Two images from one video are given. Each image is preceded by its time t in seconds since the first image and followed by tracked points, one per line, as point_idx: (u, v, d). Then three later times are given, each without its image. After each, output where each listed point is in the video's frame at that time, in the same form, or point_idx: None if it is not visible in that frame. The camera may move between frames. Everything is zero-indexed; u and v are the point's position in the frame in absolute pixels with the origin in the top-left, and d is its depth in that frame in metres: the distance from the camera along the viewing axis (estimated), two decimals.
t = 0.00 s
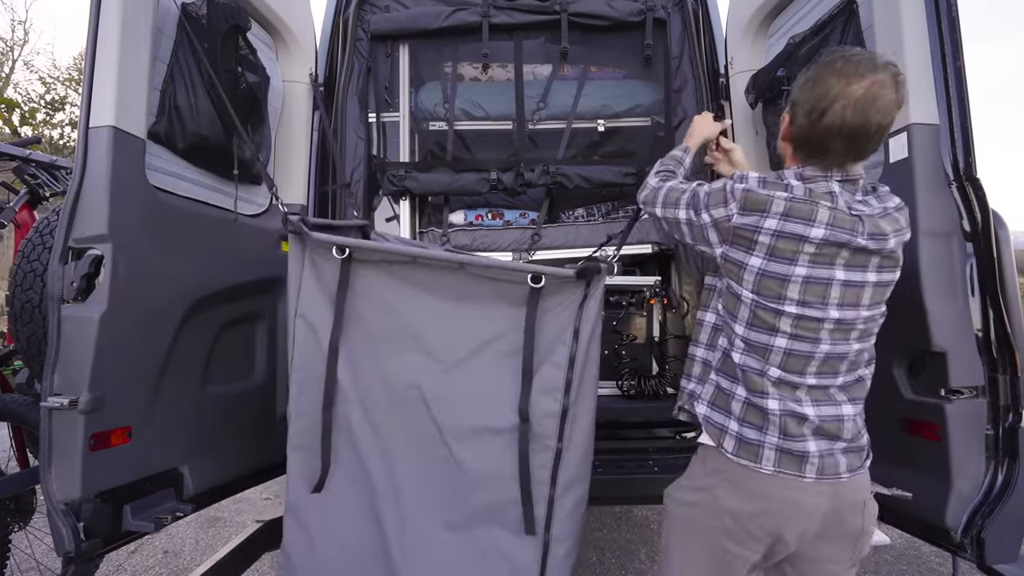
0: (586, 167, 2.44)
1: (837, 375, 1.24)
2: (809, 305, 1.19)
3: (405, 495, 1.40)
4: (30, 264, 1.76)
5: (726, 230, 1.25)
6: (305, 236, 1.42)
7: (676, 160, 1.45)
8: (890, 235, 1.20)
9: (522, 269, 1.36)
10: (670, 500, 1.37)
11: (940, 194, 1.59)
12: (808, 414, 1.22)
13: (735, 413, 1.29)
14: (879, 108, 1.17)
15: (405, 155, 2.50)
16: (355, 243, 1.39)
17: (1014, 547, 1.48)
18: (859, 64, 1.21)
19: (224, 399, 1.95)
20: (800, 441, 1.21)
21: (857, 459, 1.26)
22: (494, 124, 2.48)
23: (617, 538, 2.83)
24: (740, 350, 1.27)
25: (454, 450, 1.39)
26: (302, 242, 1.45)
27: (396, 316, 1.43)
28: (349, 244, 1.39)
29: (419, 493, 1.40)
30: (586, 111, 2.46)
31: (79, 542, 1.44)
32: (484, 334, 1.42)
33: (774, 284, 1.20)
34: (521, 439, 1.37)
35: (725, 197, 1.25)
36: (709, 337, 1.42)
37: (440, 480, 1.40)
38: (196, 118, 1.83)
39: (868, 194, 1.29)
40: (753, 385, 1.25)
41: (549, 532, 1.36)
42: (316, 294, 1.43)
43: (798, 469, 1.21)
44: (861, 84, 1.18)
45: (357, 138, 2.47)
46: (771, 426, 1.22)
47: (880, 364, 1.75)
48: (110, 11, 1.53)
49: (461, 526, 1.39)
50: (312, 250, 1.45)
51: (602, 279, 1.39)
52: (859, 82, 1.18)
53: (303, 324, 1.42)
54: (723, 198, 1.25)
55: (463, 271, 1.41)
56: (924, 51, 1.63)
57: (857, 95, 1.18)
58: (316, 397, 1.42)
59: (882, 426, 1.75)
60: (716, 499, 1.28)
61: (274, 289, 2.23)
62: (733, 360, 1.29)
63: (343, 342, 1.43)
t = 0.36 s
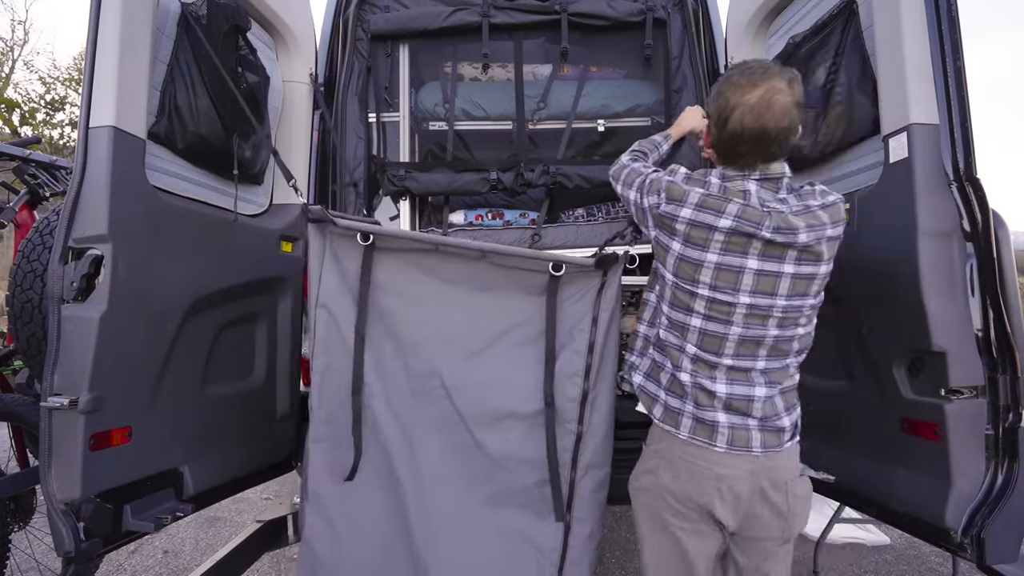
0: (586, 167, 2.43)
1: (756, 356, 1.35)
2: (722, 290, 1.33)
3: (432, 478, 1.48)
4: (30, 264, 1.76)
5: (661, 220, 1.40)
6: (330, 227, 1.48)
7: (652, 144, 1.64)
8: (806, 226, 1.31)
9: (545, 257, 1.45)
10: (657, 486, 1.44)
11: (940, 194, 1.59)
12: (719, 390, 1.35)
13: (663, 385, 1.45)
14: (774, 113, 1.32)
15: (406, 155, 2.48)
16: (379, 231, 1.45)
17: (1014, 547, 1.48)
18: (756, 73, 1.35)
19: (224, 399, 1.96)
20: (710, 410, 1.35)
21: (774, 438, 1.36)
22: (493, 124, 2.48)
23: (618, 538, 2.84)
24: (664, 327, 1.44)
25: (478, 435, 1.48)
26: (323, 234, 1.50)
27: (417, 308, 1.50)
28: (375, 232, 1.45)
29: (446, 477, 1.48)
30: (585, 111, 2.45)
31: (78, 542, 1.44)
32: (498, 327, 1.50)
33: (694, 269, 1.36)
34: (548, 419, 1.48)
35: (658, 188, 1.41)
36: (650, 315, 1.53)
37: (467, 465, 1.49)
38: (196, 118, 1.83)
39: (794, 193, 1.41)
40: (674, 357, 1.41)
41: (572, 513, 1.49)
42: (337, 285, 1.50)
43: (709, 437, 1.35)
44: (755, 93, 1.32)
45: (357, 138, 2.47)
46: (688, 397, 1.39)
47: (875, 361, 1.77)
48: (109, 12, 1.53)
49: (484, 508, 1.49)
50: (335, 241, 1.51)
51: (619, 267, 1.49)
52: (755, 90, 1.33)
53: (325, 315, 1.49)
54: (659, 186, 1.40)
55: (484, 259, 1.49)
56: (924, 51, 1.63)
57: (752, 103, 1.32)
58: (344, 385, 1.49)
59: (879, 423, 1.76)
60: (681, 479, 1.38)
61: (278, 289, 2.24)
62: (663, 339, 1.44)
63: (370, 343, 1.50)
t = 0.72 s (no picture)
0: (586, 167, 2.43)
1: (724, 341, 1.46)
2: (692, 280, 1.44)
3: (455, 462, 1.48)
4: (30, 264, 1.76)
5: (641, 215, 1.49)
6: (338, 224, 1.46)
7: (647, 140, 1.67)
8: (769, 228, 1.42)
9: (551, 233, 1.45)
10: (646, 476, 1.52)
11: (940, 194, 1.59)
12: (690, 367, 1.46)
13: (637, 366, 1.56)
14: (745, 128, 1.41)
15: (406, 155, 2.49)
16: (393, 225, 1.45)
17: (1013, 547, 1.48)
18: (728, 89, 1.44)
19: (224, 398, 1.96)
20: (682, 388, 1.46)
21: (740, 416, 1.46)
22: (493, 124, 2.47)
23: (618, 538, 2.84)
24: (642, 313, 1.54)
25: (499, 416, 1.48)
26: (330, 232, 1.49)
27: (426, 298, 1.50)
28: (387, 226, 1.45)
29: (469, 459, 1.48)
30: (585, 111, 2.45)
31: (79, 542, 1.45)
32: (506, 309, 1.50)
33: (668, 260, 1.46)
34: (553, 396, 1.48)
35: (640, 184, 1.51)
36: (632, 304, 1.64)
37: (489, 446, 1.49)
38: (196, 119, 1.83)
39: (759, 197, 1.51)
40: (649, 340, 1.52)
41: (593, 484, 1.49)
42: (345, 278, 1.48)
43: (680, 413, 1.45)
44: (727, 110, 1.41)
45: (357, 138, 2.47)
46: (661, 375, 1.49)
47: (875, 362, 1.77)
48: (110, 13, 1.53)
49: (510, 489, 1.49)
50: (341, 237, 1.49)
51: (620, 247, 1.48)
52: (728, 106, 1.42)
53: (337, 312, 1.48)
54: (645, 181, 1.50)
55: (494, 243, 1.50)
56: (924, 51, 1.63)
57: (723, 119, 1.41)
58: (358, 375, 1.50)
59: (880, 423, 1.76)
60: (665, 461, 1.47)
61: (278, 289, 2.24)
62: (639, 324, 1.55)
63: (383, 332, 1.50)
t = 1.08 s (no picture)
0: (586, 167, 2.42)
1: (749, 327, 1.64)
2: (731, 274, 1.60)
3: (496, 428, 1.47)
4: (30, 264, 1.76)
5: (692, 208, 1.60)
6: (384, 192, 1.43)
7: (673, 120, 1.77)
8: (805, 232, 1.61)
9: (589, 209, 1.48)
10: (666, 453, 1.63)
11: (940, 194, 1.59)
12: (721, 347, 1.63)
13: (670, 346, 1.69)
14: (789, 152, 1.58)
15: (406, 155, 2.48)
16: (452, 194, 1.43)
17: (1013, 547, 1.48)
18: (776, 117, 1.61)
19: (224, 397, 1.95)
20: (709, 366, 1.63)
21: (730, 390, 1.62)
22: (493, 124, 2.47)
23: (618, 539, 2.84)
24: (679, 300, 1.67)
25: (535, 381, 1.49)
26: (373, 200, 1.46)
27: (468, 270, 1.49)
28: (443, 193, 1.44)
29: (508, 425, 1.48)
30: (585, 111, 2.45)
31: (79, 542, 1.45)
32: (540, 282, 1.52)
33: (711, 253, 1.60)
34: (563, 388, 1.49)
35: (692, 179, 1.61)
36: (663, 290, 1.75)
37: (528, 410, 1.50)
38: (196, 119, 1.83)
39: (786, 209, 1.65)
40: (683, 324, 1.66)
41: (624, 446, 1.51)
42: (389, 246, 1.46)
43: (706, 387, 1.62)
44: (776, 133, 1.57)
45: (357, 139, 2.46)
46: (692, 354, 1.64)
47: (875, 362, 1.77)
48: (110, 13, 1.53)
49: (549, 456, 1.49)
50: (385, 207, 1.47)
51: (654, 224, 1.54)
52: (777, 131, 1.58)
53: (382, 279, 1.46)
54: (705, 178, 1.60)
55: (534, 216, 1.51)
56: (924, 51, 1.63)
57: (772, 141, 1.57)
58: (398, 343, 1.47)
59: (880, 424, 1.76)
60: (691, 434, 1.60)
61: (278, 288, 2.23)
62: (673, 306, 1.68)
63: (427, 299, 1.48)
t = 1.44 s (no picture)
0: (586, 167, 2.42)
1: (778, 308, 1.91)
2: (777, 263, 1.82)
3: (479, 439, 1.49)
4: (30, 264, 1.76)
5: (753, 215, 1.73)
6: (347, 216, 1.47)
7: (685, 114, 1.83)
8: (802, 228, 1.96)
9: (562, 237, 1.46)
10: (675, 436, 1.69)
11: (940, 194, 1.59)
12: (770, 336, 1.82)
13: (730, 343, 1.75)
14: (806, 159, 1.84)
15: (406, 155, 2.48)
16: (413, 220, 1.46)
17: (1013, 547, 1.48)
18: (788, 131, 1.87)
19: (224, 397, 1.95)
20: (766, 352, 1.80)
21: (737, 369, 1.74)
22: (493, 124, 2.47)
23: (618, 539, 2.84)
24: (734, 297, 1.77)
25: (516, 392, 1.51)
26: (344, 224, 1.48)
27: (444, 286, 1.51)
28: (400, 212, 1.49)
29: (491, 436, 1.50)
30: (586, 111, 2.45)
31: (79, 542, 1.45)
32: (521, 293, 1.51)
33: (763, 250, 1.77)
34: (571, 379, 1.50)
35: (747, 187, 1.75)
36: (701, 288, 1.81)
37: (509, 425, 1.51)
38: (196, 118, 1.83)
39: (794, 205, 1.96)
40: (741, 319, 1.77)
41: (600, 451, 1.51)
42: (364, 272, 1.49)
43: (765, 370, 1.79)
44: (790, 143, 1.82)
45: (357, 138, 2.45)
46: (749, 346, 1.77)
47: (875, 363, 1.77)
48: (110, 12, 1.53)
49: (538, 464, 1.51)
50: (351, 231, 1.50)
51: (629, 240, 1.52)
52: (793, 140, 1.84)
53: (356, 303, 1.49)
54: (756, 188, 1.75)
55: (504, 240, 1.49)
56: (924, 50, 1.63)
57: (788, 150, 1.81)
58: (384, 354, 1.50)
59: (880, 425, 1.76)
60: (722, 418, 1.70)
61: (278, 289, 2.24)
62: (727, 303, 1.77)
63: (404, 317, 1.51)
